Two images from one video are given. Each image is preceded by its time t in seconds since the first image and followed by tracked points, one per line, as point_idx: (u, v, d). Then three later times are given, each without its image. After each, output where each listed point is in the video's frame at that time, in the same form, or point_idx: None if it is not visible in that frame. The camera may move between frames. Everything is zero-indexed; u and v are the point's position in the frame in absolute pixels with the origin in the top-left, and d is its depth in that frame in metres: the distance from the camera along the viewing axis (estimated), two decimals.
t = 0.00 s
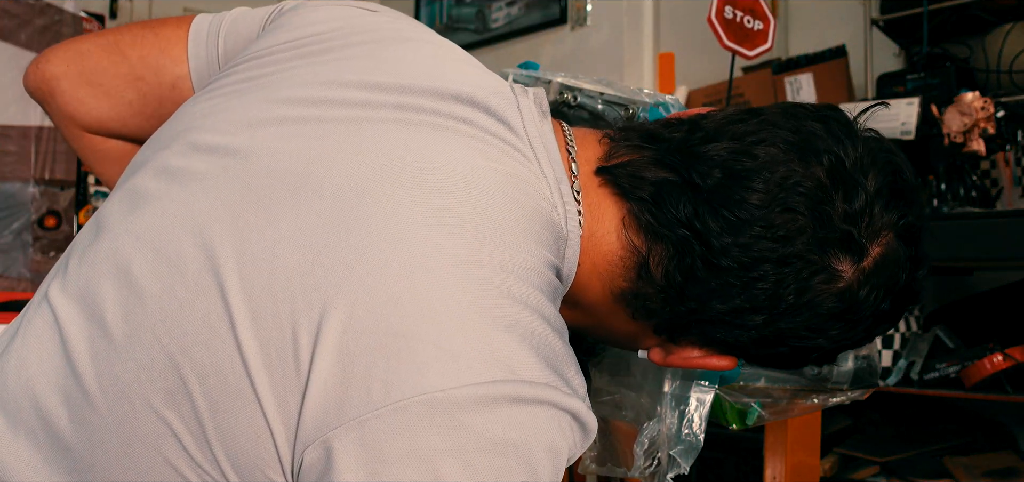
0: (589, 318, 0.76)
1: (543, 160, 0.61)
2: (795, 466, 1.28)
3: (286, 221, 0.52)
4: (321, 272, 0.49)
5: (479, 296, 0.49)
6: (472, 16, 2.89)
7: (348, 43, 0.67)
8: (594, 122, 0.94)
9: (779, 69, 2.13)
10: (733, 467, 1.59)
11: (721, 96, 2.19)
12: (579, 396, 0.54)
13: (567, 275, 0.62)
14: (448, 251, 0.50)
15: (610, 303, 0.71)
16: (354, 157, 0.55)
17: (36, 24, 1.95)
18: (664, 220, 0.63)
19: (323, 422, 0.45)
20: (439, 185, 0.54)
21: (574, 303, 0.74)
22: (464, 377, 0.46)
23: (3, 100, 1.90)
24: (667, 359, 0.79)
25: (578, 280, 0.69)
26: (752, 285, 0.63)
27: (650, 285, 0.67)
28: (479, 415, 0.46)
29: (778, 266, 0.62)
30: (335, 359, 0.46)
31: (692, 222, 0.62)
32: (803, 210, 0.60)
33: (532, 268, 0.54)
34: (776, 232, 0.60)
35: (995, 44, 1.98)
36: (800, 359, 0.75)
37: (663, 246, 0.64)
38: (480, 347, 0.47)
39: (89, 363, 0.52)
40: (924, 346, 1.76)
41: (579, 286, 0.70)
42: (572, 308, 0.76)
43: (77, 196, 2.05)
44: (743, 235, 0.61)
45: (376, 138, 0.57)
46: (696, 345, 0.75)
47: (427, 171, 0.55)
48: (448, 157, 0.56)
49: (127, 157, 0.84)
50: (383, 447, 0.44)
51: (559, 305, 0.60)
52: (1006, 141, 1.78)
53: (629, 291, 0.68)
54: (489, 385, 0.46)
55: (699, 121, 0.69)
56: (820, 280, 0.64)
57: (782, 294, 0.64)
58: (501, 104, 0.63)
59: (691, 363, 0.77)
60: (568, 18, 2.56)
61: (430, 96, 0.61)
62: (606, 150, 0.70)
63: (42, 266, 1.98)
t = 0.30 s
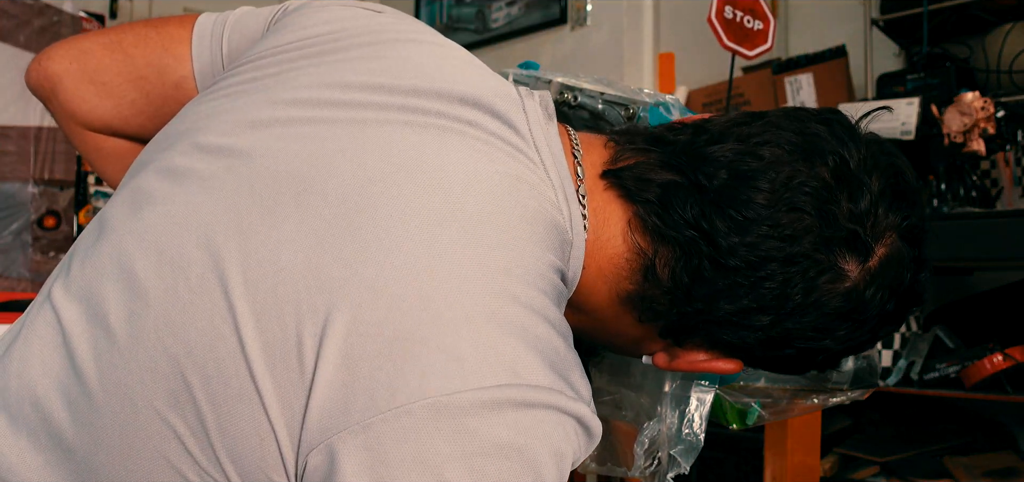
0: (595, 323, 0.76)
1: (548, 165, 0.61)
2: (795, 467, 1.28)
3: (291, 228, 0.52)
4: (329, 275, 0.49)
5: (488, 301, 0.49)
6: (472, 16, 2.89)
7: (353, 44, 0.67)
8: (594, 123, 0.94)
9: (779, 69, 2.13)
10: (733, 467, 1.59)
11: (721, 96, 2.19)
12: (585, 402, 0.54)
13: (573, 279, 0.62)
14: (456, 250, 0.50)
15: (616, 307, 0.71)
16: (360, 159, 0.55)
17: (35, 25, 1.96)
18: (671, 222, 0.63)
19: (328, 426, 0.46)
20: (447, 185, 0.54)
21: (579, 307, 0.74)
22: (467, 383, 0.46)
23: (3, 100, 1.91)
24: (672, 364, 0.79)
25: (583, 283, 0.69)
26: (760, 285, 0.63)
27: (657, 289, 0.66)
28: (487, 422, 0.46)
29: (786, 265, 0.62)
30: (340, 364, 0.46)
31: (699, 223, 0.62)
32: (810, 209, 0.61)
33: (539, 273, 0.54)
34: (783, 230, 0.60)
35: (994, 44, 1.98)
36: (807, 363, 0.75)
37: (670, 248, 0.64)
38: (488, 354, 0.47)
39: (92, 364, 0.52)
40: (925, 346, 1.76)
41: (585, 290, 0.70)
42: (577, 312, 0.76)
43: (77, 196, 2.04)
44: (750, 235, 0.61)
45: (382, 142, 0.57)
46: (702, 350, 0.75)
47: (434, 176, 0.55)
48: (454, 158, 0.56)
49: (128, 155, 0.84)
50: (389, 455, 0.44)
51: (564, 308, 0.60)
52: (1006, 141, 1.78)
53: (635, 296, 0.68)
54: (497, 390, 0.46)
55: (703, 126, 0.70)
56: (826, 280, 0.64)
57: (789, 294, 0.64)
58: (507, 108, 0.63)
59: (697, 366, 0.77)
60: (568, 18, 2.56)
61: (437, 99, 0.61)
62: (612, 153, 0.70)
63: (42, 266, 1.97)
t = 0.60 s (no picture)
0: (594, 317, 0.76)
1: (543, 155, 0.61)
2: (795, 467, 1.28)
3: (286, 226, 0.51)
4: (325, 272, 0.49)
5: (488, 295, 0.49)
6: (472, 16, 2.89)
7: (350, 38, 0.67)
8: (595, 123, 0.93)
9: (779, 69, 2.13)
10: (733, 467, 1.59)
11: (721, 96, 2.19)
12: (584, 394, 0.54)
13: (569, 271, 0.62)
14: (450, 235, 0.51)
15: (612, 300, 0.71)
16: (355, 153, 0.55)
17: (34, 27, 1.95)
18: (666, 209, 0.63)
19: (324, 420, 0.45)
20: (441, 176, 0.54)
21: (577, 302, 0.74)
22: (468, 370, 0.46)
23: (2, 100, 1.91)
24: (671, 357, 0.79)
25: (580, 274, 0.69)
26: (758, 270, 0.63)
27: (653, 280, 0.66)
28: (486, 406, 0.46)
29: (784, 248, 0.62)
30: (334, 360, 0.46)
31: (695, 210, 0.62)
32: (806, 193, 0.61)
33: (534, 258, 0.54)
34: (779, 214, 0.61)
35: (994, 44, 1.98)
36: (808, 352, 0.75)
37: (666, 235, 0.64)
38: (485, 340, 0.47)
39: (88, 360, 0.52)
40: (925, 346, 1.76)
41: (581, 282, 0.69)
42: (575, 307, 0.75)
43: (77, 196, 2.05)
44: (746, 219, 0.61)
45: (378, 133, 0.57)
46: (702, 341, 0.74)
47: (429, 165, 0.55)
48: (452, 148, 0.57)
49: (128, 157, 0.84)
50: (388, 448, 0.44)
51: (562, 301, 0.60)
52: (1006, 140, 1.78)
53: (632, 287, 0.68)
54: (496, 381, 0.46)
55: (697, 116, 0.70)
56: (824, 264, 0.63)
57: (787, 278, 0.63)
58: (502, 101, 0.63)
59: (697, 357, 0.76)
60: (568, 18, 2.56)
61: (432, 91, 0.61)
62: (607, 144, 0.70)
63: (41, 267, 1.98)
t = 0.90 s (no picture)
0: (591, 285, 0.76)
1: (522, 117, 0.62)
2: (795, 467, 1.28)
3: (273, 192, 0.52)
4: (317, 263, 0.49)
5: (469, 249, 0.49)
6: (472, 16, 2.89)
7: (331, 20, 0.67)
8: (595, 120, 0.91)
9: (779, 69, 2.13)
10: (733, 467, 1.60)
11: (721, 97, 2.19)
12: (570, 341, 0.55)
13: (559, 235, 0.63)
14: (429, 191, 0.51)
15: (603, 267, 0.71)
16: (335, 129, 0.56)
17: (34, 26, 1.67)
18: (647, 160, 0.64)
19: (320, 383, 0.47)
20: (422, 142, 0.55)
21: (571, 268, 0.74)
22: (448, 303, 0.47)
23: None
24: (668, 315, 0.78)
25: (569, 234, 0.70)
26: (742, 208, 0.62)
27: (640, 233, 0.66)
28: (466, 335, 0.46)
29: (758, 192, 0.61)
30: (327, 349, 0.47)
31: (675, 158, 0.63)
32: (784, 129, 0.61)
33: (515, 198, 0.55)
34: (757, 148, 0.61)
35: (994, 44, 1.98)
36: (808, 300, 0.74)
37: (647, 185, 0.64)
38: (466, 279, 0.48)
39: (86, 344, 0.52)
40: (925, 345, 1.76)
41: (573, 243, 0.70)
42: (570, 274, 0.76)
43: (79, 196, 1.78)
44: (724, 158, 0.61)
45: (363, 93, 0.59)
46: (699, 293, 0.74)
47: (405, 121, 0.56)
48: (431, 111, 0.57)
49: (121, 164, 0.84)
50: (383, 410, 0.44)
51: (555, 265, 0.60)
52: (1006, 140, 1.79)
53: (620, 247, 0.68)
54: (486, 339, 0.47)
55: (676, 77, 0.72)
56: (806, 198, 0.63)
57: (770, 215, 0.62)
58: (482, 71, 0.63)
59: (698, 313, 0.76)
60: (568, 18, 2.55)
61: (413, 58, 0.62)
62: (588, 107, 0.71)
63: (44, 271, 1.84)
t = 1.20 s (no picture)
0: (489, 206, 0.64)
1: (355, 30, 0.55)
2: (795, 467, 1.28)
3: (102, 140, 0.47)
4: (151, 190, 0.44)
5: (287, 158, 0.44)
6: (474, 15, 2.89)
7: None
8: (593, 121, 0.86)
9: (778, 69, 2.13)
10: (733, 467, 1.60)
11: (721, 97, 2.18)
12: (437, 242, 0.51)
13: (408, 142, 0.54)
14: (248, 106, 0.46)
15: (492, 172, 0.60)
16: (155, 60, 0.50)
17: (34, 26, 1.49)
18: (473, 38, 0.54)
19: (167, 324, 0.44)
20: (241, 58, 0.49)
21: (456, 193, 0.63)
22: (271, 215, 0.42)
23: None
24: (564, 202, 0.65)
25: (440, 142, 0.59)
26: (585, 50, 0.51)
27: (511, 119, 0.55)
28: (295, 242, 0.42)
29: (612, 47, 0.50)
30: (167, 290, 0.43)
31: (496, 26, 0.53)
32: None
33: (366, 102, 0.50)
34: None
35: (994, 44, 1.98)
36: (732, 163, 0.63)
37: (480, 58, 0.54)
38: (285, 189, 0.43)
39: None
40: (925, 345, 1.76)
41: (441, 149, 0.59)
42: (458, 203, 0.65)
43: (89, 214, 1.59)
44: None
45: (206, 15, 0.54)
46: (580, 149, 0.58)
47: (243, 34, 0.51)
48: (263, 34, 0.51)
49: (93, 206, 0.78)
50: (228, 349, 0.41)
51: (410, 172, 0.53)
52: (1006, 141, 1.78)
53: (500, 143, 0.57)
54: (335, 245, 0.43)
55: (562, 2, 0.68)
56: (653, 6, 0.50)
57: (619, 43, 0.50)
58: None
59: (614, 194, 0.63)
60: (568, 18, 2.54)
61: None
62: None
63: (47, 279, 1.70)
